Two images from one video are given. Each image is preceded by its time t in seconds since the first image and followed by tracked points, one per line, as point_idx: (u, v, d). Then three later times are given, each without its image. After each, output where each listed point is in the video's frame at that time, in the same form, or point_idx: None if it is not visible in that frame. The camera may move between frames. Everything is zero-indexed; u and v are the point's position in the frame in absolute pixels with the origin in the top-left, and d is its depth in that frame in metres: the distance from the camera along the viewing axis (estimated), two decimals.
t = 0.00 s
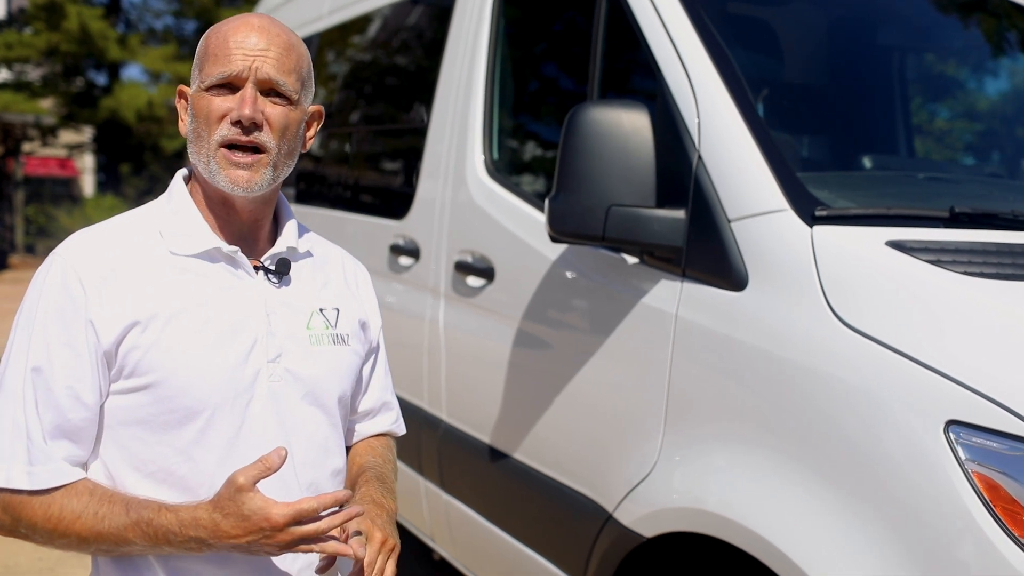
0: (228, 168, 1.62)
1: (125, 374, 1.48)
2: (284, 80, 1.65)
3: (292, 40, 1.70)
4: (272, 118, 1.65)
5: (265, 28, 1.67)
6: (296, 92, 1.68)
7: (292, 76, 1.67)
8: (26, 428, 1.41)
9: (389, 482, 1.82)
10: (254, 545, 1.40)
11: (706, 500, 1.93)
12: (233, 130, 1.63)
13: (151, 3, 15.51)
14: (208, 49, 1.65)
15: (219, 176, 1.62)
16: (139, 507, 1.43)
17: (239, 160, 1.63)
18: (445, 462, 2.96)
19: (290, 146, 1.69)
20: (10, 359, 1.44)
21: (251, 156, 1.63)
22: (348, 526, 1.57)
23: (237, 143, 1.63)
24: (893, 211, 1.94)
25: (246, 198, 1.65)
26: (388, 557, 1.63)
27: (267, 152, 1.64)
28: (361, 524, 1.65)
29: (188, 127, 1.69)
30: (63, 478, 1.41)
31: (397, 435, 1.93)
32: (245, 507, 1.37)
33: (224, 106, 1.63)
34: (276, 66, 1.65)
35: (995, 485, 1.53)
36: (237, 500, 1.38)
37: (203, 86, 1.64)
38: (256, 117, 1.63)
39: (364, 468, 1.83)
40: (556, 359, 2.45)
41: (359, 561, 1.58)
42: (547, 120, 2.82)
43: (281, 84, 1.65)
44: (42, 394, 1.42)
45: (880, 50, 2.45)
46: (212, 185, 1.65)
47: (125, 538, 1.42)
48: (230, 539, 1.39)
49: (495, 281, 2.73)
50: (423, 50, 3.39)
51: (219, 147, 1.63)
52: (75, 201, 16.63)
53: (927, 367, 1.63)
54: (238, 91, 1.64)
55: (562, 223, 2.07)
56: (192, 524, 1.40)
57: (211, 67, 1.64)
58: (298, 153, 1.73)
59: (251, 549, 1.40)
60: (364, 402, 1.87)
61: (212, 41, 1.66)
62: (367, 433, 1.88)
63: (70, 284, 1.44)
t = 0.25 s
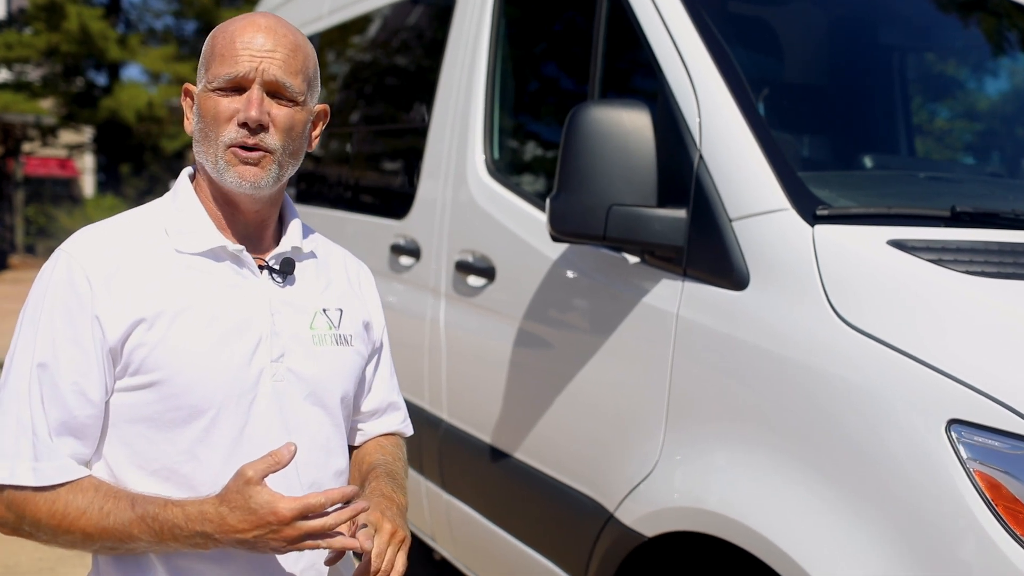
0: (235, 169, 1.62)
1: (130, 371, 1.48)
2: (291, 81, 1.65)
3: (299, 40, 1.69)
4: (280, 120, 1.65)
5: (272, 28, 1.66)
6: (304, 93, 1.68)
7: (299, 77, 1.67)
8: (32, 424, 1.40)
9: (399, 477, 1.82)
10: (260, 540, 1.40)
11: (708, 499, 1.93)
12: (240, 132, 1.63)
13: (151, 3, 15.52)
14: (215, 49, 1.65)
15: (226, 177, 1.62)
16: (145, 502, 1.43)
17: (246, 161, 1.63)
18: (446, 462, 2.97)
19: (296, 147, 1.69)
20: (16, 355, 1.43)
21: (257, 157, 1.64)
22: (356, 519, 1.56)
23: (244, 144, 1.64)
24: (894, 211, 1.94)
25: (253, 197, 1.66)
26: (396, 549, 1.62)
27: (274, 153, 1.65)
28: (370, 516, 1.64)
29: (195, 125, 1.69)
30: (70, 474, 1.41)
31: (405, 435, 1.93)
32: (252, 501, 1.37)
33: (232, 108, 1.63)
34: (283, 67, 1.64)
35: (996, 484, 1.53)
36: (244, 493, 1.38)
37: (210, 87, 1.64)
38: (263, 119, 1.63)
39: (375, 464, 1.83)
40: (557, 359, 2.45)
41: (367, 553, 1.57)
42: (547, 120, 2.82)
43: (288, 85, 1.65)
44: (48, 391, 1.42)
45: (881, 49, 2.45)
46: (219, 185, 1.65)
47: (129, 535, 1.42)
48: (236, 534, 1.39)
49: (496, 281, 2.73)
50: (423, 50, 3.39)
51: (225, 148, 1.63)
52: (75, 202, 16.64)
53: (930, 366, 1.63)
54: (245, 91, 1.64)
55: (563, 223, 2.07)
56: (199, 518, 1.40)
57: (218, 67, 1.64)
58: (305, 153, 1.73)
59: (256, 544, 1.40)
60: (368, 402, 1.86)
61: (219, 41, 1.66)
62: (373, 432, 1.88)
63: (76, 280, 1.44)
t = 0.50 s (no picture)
0: (229, 174, 1.62)
1: (132, 376, 1.48)
2: (281, 83, 1.65)
3: (286, 41, 1.69)
4: (271, 122, 1.65)
5: (260, 29, 1.66)
6: (293, 94, 1.68)
7: (289, 78, 1.66)
8: (37, 431, 1.41)
9: (394, 476, 1.82)
10: (266, 541, 1.41)
11: (706, 499, 1.93)
12: (231, 136, 1.63)
13: (152, 4, 15.52)
14: (203, 53, 1.64)
15: (221, 182, 1.63)
16: (151, 506, 1.43)
17: (239, 165, 1.64)
18: (445, 462, 2.97)
19: (288, 148, 1.70)
20: (16, 362, 1.43)
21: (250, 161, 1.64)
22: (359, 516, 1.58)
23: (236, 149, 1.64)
24: (892, 211, 1.94)
25: (247, 207, 1.66)
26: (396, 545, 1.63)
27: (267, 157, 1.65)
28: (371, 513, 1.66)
29: (186, 130, 1.69)
30: (74, 480, 1.41)
31: (398, 433, 1.94)
32: (258, 501, 1.39)
33: (222, 112, 1.63)
34: (273, 69, 1.64)
35: (994, 484, 1.53)
36: (251, 494, 1.39)
37: (200, 91, 1.64)
38: (255, 123, 1.63)
39: (370, 463, 1.84)
40: (556, 359, 2.45)
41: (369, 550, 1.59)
42: (547, 120, 2.83)
43: (278, 87, 1.65)
44: (50, 397, 1.42)
45: (880, 50, 2.45)
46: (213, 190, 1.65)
47: (136, 539, 1.42)
48: (242, 536, 1.40)
49: (495, 282, 2.74)
50: (423, 51, 3.39)
51: (218, 153, 1.64)
52: (75, 202, 16.64)
53: (928, 366, 1.63)
54: (236, 95, 1.64)
55: (562, 224, 2.08)
56: (206, 521, 1.41)
57: (207, 71, 1.63)
58: (297, 153, 1.73)
59: (262, 546, 1.41)
60: (363, 400, 1.87)
61: (206, 45, 1.65)
62: (367, 431, 1.88)
63: (76, 285, 1.44)
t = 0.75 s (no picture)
0: (225, 175, 1.63)
1: (137, 377, 1.49)
2: (275, 86, 1.66)
3: (280, 42, 1.69)
4: (265, 124, 1.66)
5: (254, 32, 1.66)
6: (287, 96, 1.68)
7: (283, 80, 1.67)
8: (44, 434, 1.41)
9: (393, 469, 1.83)
10: (280, 531, 1.42)
11: (704, 498, 1.94)
12: (226, 138, 1.64)
13: (152, 3, 15.53)
14: (197, 55, 1.65)
15: (217, 183, 1.64)
16: (162, 503, 1.45)
17: (234, 168, 1.64)
18: (445, 461, 2.98)
19: (283, 149, 1.70)
20: (21, 366, 1.44)
21: (245, 162, 1.65)
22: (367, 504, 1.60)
23: (231, 150, 1.65)
24: (888, 211, 1.95)
25: (242, 203, 1.67)
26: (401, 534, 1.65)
27: (261, 158, 1.66)
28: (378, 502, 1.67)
29: (181, 132, 1.69)
30: (80, 482, 1.42)
31: (392, 426, 1.95)
32: (270, 493, 1.40)
33: (216, 115, 1.63)
34: (267, 72, 1.65)
35: (989, 481, 1.54)
36: (262, 486, 1.41)
37: (195, 93, 1.64)
38: (249, 125, 1.64)
39: (369, 456, 1.85)
40: (555, 358, 2.46)
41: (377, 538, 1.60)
42: (546, 120, 2.84)
43: (272, 89, 1.65)
44: (56, 400, 1.43)
45: (878, 50, 2.47)
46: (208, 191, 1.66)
47: (149, 536, 1.44)
48: (256, 529, 1.42)
49: (494, 281, 2.75)
50: (423, 51, 3.40)
51: (213, 154, 1.64)
52: (75, 202, 16.64)
53: (923, 365, 1.64)
54: (230, 97, 1.64)
55: (560, 223, 2.09)
56: (219, 515, 1.43)
57: (201, 74, 1.64)
58: (291, 154, 1.74)
59: (276, 536, 1.43)
60: (359, 395, 1.87)
61: (199, 47, 1.65)
62: (363, 425, 1.89)
63: (77, 288, 1.45)
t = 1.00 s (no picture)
0: (223, 177, 1.64)
1: (139, 376, 1.50)
2: (274, 89, 1.67)
3: (279, 46, 1.71)
4: (264, 127, 1.67)
5: (253, 36, 1.68)
6: (286, 99, 1.70)
7: (282, 85, 1.69)
8: (47, 432, 1.43)
9: (390, 466, 1.85)
10: (282, 528, 1.44)
11: (701, 497, 1.95)
12: (225, 141, 1.65)
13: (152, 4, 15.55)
14: (197, 59, 1.66)
15: (215, 186, 1.65)
16: (165, 500, 1.47)
17: (233, 170, 1.66)
18: (444, 461, 2.99)
19: (281, 152, 1.72)
20: (24, 365, 1.45)
21: (244, 165, 1.66)
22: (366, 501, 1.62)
23: (231, 153, 1.66)
24: (883, 211, 1.97)
25: (242, 204, 1.69)
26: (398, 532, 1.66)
27: (260, 161, 1.67)
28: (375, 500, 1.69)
29: (180, 134, 1.71)
30: (83, 477, 1.44)
31: (388, 424, 1.96)
32: (274, 489, 1.43)
33: (217, 118, 1.65)
34: (266, 76, 1.66)
35: (982, 480, 1.55)
36: (265, 482, 1.43)
37: (195, 97, 1.65)
38: (248, 128, 1.65)
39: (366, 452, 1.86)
40: (554, 358, 2.47)
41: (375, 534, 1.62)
42: (545, 120, 2.85)
43: (271, 93, 1.67)
44: (59, 399, 1.44)
45: (874, 52, 2.51)
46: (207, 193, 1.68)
47: (152, 533, 1.45)
48: (259, 525, 1.44)
49: (493, 281, 2.76)
50: (423, 51, 3.42)
51: (213, 157, 1.65)
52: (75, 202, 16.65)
53: (917, 365, 1.65)
54: (229, 100, 1.66)
55: (558, 224, 2.11)
56: (222, 511, 1.45)
57: (201, 78, 1.65)
58: (289, 157, 1.75)
59: (277, 532, 1.45)
60: (356, 392, 1.88)
61: (199, 51, 1.67)
62: (360, 422, 1.90)
63: (79, 288, 1.46)
